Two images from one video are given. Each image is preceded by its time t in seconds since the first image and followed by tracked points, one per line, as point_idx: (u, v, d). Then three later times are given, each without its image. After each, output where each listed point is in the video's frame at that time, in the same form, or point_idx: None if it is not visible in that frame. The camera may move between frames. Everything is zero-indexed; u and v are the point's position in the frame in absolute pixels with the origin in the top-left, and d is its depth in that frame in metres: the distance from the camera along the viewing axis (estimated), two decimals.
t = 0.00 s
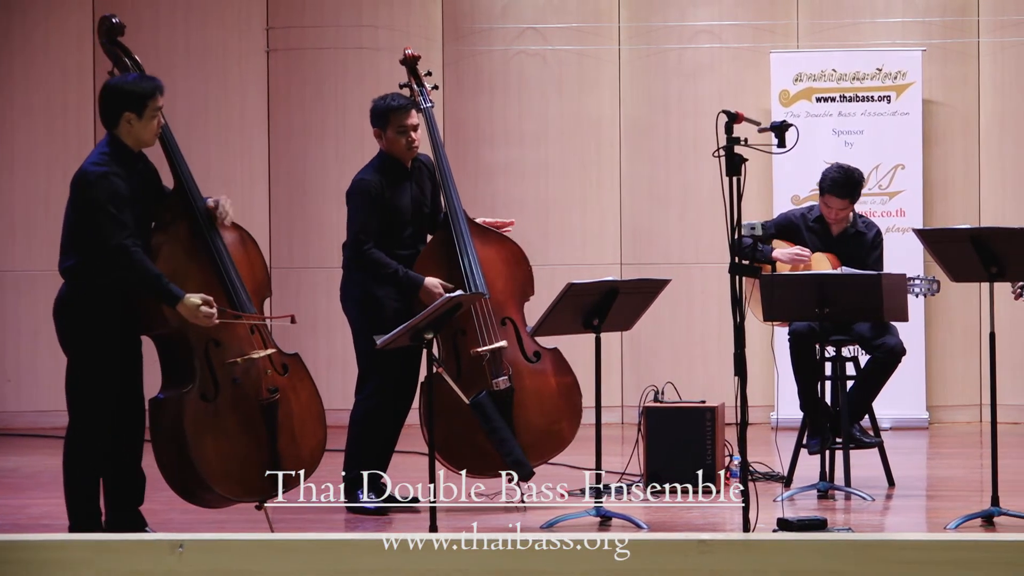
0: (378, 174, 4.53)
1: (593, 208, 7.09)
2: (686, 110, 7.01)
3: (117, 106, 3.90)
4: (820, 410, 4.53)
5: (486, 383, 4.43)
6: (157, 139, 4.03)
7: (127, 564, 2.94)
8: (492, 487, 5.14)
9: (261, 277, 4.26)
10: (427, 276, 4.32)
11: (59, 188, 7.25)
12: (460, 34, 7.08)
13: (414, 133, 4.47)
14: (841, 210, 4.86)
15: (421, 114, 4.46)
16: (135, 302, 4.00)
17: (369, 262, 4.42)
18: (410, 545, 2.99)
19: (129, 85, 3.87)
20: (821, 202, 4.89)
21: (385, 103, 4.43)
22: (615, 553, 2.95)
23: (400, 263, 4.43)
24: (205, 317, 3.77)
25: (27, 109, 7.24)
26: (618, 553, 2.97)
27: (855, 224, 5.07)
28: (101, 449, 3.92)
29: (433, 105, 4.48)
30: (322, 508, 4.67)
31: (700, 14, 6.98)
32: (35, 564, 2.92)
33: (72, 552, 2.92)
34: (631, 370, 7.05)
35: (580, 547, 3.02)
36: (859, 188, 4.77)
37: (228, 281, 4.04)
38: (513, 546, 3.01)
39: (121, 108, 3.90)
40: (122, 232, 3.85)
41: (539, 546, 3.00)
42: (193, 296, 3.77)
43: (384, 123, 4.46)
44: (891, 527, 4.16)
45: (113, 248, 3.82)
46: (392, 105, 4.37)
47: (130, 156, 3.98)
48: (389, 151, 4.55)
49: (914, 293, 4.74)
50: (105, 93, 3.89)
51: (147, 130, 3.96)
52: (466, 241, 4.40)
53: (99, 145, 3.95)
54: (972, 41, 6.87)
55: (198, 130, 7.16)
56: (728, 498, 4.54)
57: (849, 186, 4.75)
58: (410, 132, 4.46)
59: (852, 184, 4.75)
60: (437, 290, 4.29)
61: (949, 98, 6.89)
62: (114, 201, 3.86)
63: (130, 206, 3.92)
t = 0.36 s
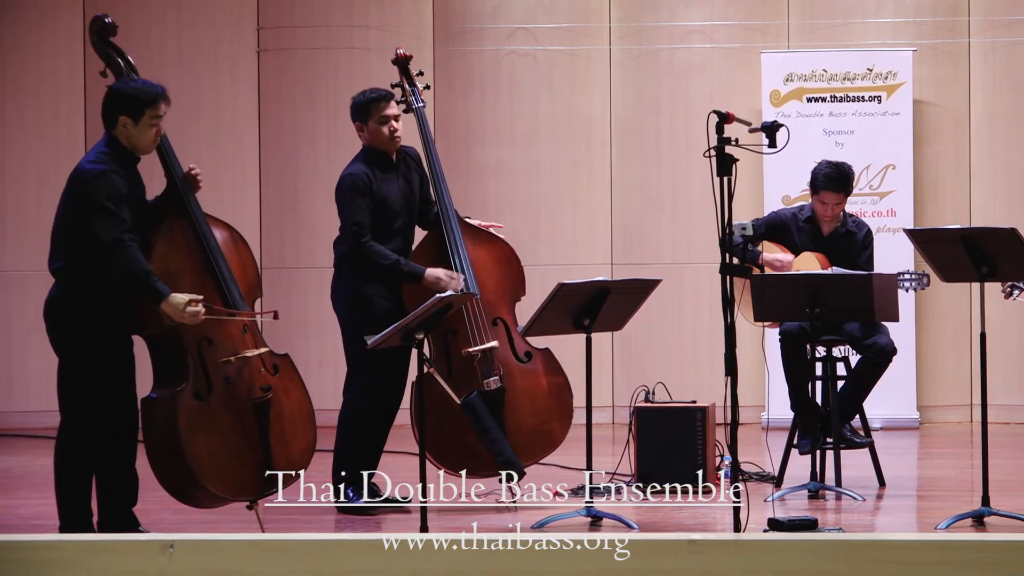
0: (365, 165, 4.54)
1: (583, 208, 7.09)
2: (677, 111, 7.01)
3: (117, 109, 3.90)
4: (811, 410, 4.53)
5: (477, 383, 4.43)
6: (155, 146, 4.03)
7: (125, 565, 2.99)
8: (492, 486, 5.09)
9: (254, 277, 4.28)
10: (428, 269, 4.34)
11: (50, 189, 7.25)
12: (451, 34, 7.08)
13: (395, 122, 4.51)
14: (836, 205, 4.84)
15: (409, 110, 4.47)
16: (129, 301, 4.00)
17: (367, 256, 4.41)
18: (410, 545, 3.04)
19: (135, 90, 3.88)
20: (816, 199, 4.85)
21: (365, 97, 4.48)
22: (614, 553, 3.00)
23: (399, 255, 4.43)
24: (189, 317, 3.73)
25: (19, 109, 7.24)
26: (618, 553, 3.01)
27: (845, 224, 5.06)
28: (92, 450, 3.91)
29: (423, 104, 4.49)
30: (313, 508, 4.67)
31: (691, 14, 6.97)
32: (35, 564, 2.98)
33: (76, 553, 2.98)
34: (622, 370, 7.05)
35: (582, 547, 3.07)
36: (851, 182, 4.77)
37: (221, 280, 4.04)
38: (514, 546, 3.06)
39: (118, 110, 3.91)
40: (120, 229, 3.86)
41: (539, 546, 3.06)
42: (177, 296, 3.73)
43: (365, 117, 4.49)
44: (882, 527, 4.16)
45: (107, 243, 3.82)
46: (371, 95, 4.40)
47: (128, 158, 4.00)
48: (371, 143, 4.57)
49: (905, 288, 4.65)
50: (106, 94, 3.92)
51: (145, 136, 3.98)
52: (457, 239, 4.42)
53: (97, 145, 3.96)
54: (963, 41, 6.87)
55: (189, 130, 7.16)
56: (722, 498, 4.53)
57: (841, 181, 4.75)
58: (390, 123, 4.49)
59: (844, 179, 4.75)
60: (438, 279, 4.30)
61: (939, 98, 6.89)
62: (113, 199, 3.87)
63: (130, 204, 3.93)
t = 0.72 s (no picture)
0: (354, 160, 4.53)
1: (573, 208, 7.09)
2: (666, 111, 7.01)
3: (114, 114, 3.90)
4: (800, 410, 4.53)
5: (468, 382, 4.42)
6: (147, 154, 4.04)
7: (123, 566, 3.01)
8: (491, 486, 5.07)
9: (242, 277, 4.28)
10: (426, 253, 4.30)
11: (40, 189, 7.24)
12: (441, 34, 7.07)
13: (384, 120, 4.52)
14: (828, 209, 4.83)
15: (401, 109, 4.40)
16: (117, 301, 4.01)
17: (365, 247, 4.38)
18: (410, 545, 3.07)
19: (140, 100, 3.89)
20: (809, 202, 4.84)
21: (353, 97, 4.49)
22: (615, 553, 3.04)
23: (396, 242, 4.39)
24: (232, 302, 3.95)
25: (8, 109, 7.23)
26: (619, 553, 3.05)
27: (836, 226, 5.05)
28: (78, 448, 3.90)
29: (418, 104, 4.42)
30: (302, 508, 4.66)
31: (680, 14, 6.98)
32: (35, 564, 2.99)
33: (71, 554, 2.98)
34: (612, 370, 7.05)
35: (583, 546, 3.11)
36: (842, 186, 4.78)
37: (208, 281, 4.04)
38: (514, 546, 3.10)
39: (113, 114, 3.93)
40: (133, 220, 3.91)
41: (539, 545, 3.11)
42: (219, 285, 3.93)
43: (353, 116, 4.50)
44: (871, 527, 4.16)
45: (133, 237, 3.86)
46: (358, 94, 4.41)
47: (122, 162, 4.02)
48: (361, 142, 4.57)
49: (895, 283, 4.67)
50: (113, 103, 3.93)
51: (135, 145, 3.97)
52: (449, 235, 4.41)
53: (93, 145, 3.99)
54: (952, 41, 6.87)
55: (178, 130, 7.16)
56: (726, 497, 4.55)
57: (834, 185, 4.75)
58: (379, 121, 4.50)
59: (836, 182, 4.76)
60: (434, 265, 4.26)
61: (929, 98, 6.90)
62: (115, 195, 3.91)
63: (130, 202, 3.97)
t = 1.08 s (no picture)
0: (343, 170, 4.53)
1: (558, 208, 7.09)
2: (651, 111, 7.01)
3: (98, 108, 3.89)
4: (784, 411, 4.53)
5: (452, 382, 4.42)
6: (133, 146, 4.04)
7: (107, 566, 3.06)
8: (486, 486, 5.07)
9: (230, 276, 4.28)
10: (410, 260, 4.28)
11: (26, 189, 7.23)
12: (426, 34, 7.07)
13: (376, 123, 4.51)
14: (815, 207, 4.84)
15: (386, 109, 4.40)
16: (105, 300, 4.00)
17: (349, 259, 4.38)
18: (410, 545, 3.14)
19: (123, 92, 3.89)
20: (796, 203, 4.84)
21: (342, 103, 4.50)
22: (615, 553, 3.14)
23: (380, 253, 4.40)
24: (189, 311, 3.85)
25: None
26: (619, 554, 3.15)
27: (823, 230, 5.05)
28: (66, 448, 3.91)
29: (401, 104, 4.44)
30: (287, 508, 4.66)
31: (665, 14, 6.98)
32: (35, 564, 3.07)
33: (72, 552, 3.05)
34: (597, 370, 7.05)
35: (581, 545, 3.21)
36: (825, 183, 4.81)
37: (196, 282, 4.05)
38: (514, 546, 3.19)
39: (99, 110, 3.91)
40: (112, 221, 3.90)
41: (539, 545, 3.20)
42: (180, 290, 3.83)
43: (343, 123, 4.50)
44: (856, 527, 4.17)
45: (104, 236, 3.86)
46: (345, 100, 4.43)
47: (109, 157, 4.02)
48: (352, 149, 4.56)
49: (881, 290, 4.69)
50: (92, 94, 3.91)
51: (122, 138, 3.98)
52: (434, 242, 4.40)
53: (78, 142, 3.98)
54: (937, 42, 6.88)
55: (165, 130, 7.15)
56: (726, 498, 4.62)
57: (818, 181, 4.78)
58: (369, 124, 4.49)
59: (820, 179, 4.79)
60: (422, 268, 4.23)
61: (914, 98, 6.91)
62: (101, 194, 3.90)
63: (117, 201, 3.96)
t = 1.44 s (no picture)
0: (322, 166, 4.53)
1: (541, 208, 7.10)
2: (634, 112, 7.02)
3: (80, 108, 3.89)
4: (767, 412, 4.53)
5: (435, 382, 4.41)
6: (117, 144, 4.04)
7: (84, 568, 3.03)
8: (492, 486, 5.02)
9: (215, 277, 4.27)
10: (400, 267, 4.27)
11: (10, 189, 7.22)
12: (409, 35, 7.07)
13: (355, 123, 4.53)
14: (803, 210, 4.84)
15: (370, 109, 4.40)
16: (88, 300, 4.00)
17: (336, 254, 4.36)
18: (409, 545, 3.10)
19: (105, 90, 3.88)
20: (784, 205, 4.83)
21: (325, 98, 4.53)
22: (615, 553, 3.09)
23: (368, 252, 4.37)
24: (176, 308, 3.87)
25: None
26: (619, 553, 3.10)
27: (811, 234, 5.03)
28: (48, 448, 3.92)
29: (384, 105, 4.42)
30: (269, 509, 4.65)
31: (648, 14, 6.99)
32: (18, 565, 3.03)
33: (62, 549, 3.06)
34: (580, 371, 7.05)
35: (581, 545, 3.15)
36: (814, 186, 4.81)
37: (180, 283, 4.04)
38: (515, 546, 3.16)
39: (82, 111, 3.91)
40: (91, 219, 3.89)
41: (539, 545, 3.17)
42: (169, 287, 3.84)
43: (323, 118, 4.53)
44: (838, 527, 4.17)
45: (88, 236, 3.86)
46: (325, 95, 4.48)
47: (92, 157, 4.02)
48: (330, 145, 4.57)
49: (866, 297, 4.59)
50: (75, 93, 3.90)
51: (105, 138, 3.98)
52: (417, 240, 4.40)
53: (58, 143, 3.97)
54: (920, 43, 6.89)
55: (149, 130, 7.13)
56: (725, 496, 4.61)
57: (807, 183, 4.78)
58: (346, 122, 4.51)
59: (808, 184, 4.79)
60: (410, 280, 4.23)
61: (896, 99, 6.92)
62: (80, 194, 3.90)
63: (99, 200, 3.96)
